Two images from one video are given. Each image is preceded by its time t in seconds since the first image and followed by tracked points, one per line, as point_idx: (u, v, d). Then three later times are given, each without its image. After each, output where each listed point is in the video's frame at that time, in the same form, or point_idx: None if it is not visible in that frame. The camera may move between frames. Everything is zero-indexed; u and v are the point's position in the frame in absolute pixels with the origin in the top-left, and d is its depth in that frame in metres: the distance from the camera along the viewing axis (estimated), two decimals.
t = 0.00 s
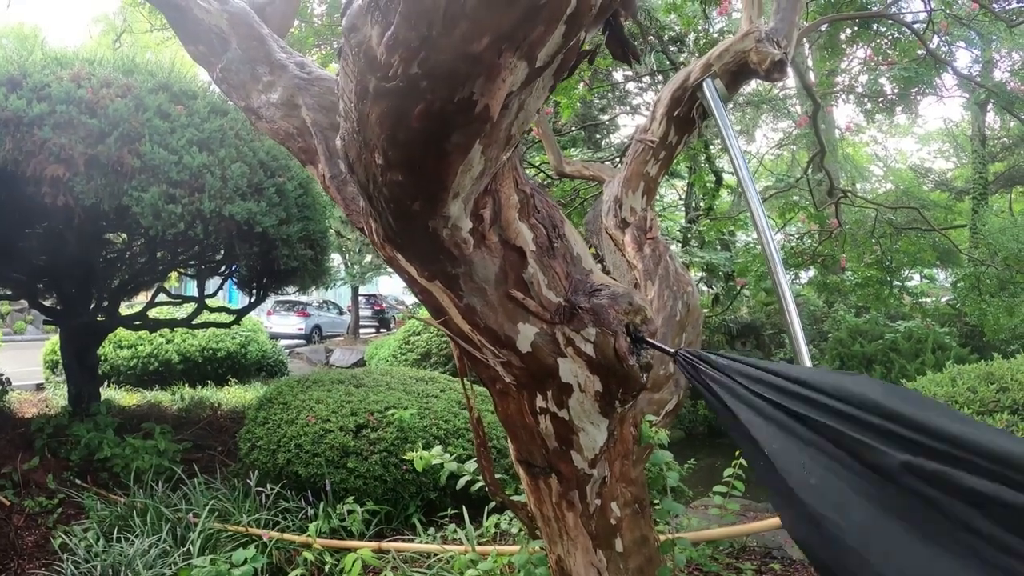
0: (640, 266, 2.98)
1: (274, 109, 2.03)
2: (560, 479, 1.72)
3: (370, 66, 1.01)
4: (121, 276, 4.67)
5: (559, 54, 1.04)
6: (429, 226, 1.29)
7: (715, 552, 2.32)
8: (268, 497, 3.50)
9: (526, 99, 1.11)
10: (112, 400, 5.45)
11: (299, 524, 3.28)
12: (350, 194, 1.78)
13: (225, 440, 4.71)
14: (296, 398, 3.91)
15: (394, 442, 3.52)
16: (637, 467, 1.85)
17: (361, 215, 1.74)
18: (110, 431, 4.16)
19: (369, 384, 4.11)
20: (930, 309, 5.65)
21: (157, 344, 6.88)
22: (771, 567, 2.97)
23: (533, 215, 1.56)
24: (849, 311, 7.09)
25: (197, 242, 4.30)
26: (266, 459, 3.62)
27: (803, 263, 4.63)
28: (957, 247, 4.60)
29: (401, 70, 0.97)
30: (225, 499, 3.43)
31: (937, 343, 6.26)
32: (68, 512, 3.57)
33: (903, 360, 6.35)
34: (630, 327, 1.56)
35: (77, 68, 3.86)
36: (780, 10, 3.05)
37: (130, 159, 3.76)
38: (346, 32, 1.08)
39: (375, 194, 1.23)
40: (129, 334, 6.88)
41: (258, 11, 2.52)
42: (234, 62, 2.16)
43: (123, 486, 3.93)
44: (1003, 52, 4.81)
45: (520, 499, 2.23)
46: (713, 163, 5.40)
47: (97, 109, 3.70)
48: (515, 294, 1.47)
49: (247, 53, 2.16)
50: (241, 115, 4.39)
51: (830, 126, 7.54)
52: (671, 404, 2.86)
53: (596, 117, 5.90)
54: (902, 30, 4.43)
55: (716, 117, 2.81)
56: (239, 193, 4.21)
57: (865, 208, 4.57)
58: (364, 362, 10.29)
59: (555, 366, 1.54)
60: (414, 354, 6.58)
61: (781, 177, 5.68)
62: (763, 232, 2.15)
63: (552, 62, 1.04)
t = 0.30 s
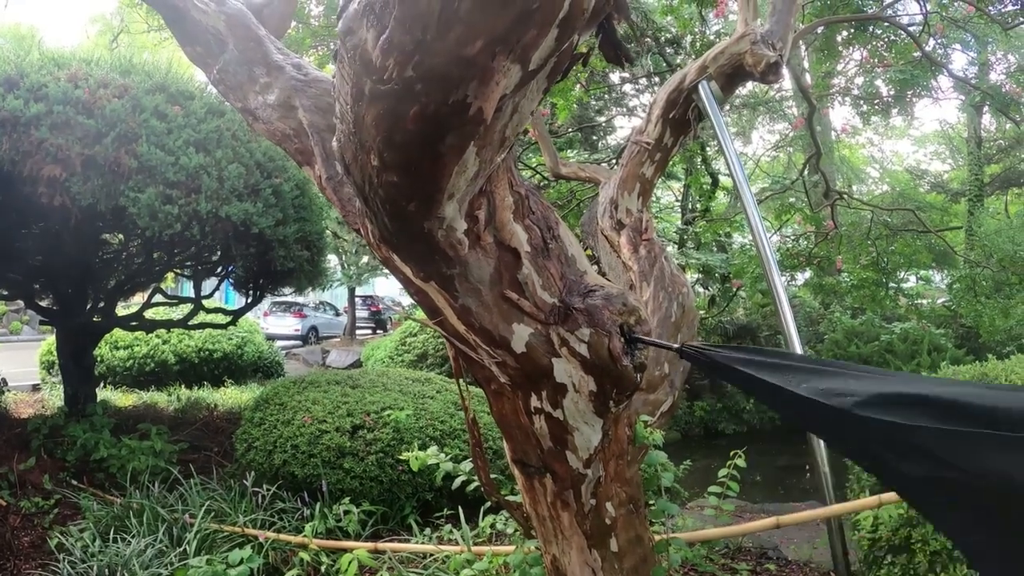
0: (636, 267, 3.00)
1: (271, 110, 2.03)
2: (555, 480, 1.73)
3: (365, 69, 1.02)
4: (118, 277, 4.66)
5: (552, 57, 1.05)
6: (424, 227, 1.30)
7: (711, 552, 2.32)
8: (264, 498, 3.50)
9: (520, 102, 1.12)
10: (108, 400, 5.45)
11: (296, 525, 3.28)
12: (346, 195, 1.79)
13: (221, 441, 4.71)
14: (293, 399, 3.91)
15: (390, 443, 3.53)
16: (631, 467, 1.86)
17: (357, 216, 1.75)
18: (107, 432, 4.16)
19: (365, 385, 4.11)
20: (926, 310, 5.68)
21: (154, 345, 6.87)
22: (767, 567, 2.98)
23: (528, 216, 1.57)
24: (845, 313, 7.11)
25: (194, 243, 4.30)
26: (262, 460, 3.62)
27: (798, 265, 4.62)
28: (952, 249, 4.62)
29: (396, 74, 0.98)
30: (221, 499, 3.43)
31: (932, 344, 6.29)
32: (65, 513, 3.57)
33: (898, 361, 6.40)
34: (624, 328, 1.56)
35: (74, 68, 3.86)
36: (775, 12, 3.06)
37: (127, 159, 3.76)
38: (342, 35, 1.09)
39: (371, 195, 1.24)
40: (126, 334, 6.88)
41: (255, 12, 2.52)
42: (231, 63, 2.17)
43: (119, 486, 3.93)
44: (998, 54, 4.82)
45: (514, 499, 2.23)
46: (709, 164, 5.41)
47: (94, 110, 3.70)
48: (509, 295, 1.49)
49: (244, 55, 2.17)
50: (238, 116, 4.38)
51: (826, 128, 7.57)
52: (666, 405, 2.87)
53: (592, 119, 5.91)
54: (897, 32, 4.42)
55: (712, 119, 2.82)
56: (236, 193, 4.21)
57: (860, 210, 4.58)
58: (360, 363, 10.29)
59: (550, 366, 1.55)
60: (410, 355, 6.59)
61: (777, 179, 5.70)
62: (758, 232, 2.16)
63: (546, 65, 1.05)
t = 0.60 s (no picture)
0: (633, 269, 3.01)
1: (270, 112, 2.03)
2: (553, 480, 1.74)
3: (366, 72, 1.03)
4: (115, 277, 4.65)
5: (552, 60, 1.06)
6: (424, 229, 1.31)
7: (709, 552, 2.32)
8: (262, 499, 3.50)
9: (519, 104, 1.12)
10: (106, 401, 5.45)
11: (293, 526, 3.29)
12: (345, 197, 1.80)
13: (219, 442, 4.71)
14: (290, 400, 3.91)
15: (388, 444, 3.53)
16: (630, 468, 1.87)
17: (356, 217, 1.76)
18: (104, 433, 4.15)
19: (363, 386, 4.11)
20: (922, 312, 5.71)
21: (151, 346, 6.87)
22: (766, 567, 2.99)
23: (526, 218, 1.58)
24: (842, 314, 7.14)
25: (191, 244, 4.29)
26: (260, 461, 3.62)
27: (796, 266, 4.59)
28: (949, 250, 4.64)
29: (397, 77, 0.99)
30: (219, 500, 3.43)
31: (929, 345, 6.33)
32: (62, 514, 3.57)
33: (895, 362, 6.45)
34: (622, 330, 1.57)
35: (72, 68, 3.85)
36: (772, 15, 3.07)
37: (124, 160, 3.76)
38: (342, 38, 1.09)
39: (370, 197, 1.24)
40: (123, 335, 6.87)
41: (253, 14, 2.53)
42: (230, 65, 2.17)
43: (117, 487, 3.93)
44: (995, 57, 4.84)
45: (512, 500, 2.24)
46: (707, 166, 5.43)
47: (91, 110, 3.70)
48: (508, 297, 1.49)
49: (243, 56, 2.17)
50: (236, 117, 4.38)
51: (823, 130, 7.59)
52: (664, 406, 2.88)
53: (590, 121, 5.94)
54: (893, 34, 4.47)
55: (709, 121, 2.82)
56: (234, 194, 4.21)
57: (857, 211, 4.60)
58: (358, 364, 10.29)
59: (549, 368, 1.56)
60: (408, 356, 6.59)
61: (774, 181, 5.72)
62: (755, 233, 2.17)
63: (546, 68, 1.06)
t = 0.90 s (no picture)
0: (631, 271, 3.01)
1: (267, 113, 2.03)
2: (550, 483, 1.74)
3: (363, 75, 1.03)
4: (112, 278, 4.63)
5: (549, 64, 1.06)
6: (421, 233, 1.31)
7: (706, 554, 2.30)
8: (259, 501, 3.50)
9: (516, 108, 1.12)
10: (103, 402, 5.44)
11: (291, 528, 3.28)
12: (342, 200, 1.80)
13: (216, 443, 4.70)
14: (287, 401, 3.89)
15: (386, 445, 3.53)
16: (627, 471, 1.87)
17: (352, 220, 1.77)
18: (100, 434, 4.14)
19: (360, 388, 4.10)
20: (920, 312, 5.71)
21: (148, 347, 6.85)
22: (763, 570, 2.98)
23: (523, 221, 1.57)
24: (840, 315, 7.14)
25: (188, 245, 4.28)
26: (257, 462, 3.61)
27: (793, 267, 4.65)
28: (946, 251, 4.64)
29: (394, 81, 0.99)
30: (216, 502, 3.43)
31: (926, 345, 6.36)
32: (59, 515, 3.55)
33: (893, 363, 6.47)
34: (619, 332, 1.57)
35: (68, 68, 3.84)
36: (770, 17, 3.07)
37: (122, 160, 3.75)
38: (339, 41, 1.09)
39: (367, 200, 1.24)
40: (120, 336, 6.85)
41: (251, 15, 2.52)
42: (228, 66, 2.17)
43: (114, 489, 3.92)
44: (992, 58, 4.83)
45: (509, 501, 2.24)
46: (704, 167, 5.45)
47: (88, 111, 3.69)
48: (504, 299, 1.49)
49: (240, 57, 2.17)
50: (234, 118, 4.37)
51: (820, 131, 7.59)
52: (662, 407, 2.88)
53: (588, 122, 5.94)
54: (891, 35, 4.51)
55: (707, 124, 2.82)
56: (231, 195, 4.20)
57: (854, 212, 4.60)
58: (355, 365, 10.28)
59: (546, 371, 1.56)
60: (406, 357, 6.59)
61: (771, 182, 5.72)
62: (753, 235, 2.16)
63: (542, 72, 1.06)
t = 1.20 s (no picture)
0: (628, 272, 3.02)
1: (264, 114, 2.03)
2: (547, 484, 1.74)
3: (360, 77, 1.03)
4: (109, 279, 4.62)
5: (546, 64, 1.05)
6: (418, 234, 1.31)
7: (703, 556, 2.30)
8: (256, 502, 3.49)
9: (513, 109, 1.12)
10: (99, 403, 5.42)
11: (288, 529, 3.28)
12: (340, 201, 1.80)
13: (213, 444, 4.69)
14: (285, 402, 3.88)
15: (383, 447, 3.52)
16: (624, 473, 1.87)
17: (349, 221, 1.77)
18: (97, 435, 4.13)
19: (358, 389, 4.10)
20: (916, 314, 5.73)
21: (145, 347, 6.83)
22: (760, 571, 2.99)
23: (521, 222, 1.57)
24: (837, 316, 7.16)
25: (185, 245, 4.27)
26: (254, 464, 3.60)
27: (791, 268, 4.75)
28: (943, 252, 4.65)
29: (391, 82, 0.99)
30: (213, 504, 3.42)
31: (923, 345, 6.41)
32: (56, 517, 3.54)
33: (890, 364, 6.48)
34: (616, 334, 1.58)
35: (66, 69, 3.84)
36: (768, 18, 3.08)
37: (119, 161, 3.74)
38: (336, 43, 1.09)
39: (364, 201, 1.24)
40: (117, 337, 6.84)
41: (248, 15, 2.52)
42: (225, 67, 2.17)
43: (110, 490, 3.90)
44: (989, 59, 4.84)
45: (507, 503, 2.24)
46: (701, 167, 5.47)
47: (85, 111, 3.68)
48: (502, 301, 1.49)
49: (237, 58, 2.16)
50: (231, 118, 4.37)
51: (818, 132, 7.60)
52: (659, 409, 2.88)
53: (585, 124, 5.96)
54: (888, 37, 4.52)
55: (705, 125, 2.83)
56: (228, 196, 4.20)
57: (852, 214, 4.61)
58: (353, 366, 10.27)
59: (543, 372, 1.56)
60: (404, 358, 6.59)
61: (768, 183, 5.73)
62: (750, 236, 2.16)
63: (540, 74, 1.06)
